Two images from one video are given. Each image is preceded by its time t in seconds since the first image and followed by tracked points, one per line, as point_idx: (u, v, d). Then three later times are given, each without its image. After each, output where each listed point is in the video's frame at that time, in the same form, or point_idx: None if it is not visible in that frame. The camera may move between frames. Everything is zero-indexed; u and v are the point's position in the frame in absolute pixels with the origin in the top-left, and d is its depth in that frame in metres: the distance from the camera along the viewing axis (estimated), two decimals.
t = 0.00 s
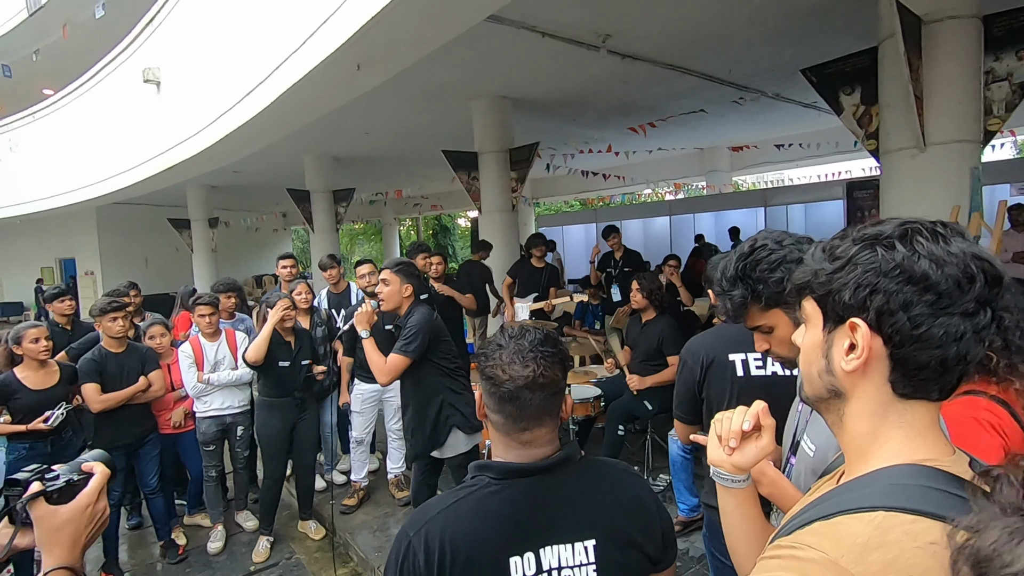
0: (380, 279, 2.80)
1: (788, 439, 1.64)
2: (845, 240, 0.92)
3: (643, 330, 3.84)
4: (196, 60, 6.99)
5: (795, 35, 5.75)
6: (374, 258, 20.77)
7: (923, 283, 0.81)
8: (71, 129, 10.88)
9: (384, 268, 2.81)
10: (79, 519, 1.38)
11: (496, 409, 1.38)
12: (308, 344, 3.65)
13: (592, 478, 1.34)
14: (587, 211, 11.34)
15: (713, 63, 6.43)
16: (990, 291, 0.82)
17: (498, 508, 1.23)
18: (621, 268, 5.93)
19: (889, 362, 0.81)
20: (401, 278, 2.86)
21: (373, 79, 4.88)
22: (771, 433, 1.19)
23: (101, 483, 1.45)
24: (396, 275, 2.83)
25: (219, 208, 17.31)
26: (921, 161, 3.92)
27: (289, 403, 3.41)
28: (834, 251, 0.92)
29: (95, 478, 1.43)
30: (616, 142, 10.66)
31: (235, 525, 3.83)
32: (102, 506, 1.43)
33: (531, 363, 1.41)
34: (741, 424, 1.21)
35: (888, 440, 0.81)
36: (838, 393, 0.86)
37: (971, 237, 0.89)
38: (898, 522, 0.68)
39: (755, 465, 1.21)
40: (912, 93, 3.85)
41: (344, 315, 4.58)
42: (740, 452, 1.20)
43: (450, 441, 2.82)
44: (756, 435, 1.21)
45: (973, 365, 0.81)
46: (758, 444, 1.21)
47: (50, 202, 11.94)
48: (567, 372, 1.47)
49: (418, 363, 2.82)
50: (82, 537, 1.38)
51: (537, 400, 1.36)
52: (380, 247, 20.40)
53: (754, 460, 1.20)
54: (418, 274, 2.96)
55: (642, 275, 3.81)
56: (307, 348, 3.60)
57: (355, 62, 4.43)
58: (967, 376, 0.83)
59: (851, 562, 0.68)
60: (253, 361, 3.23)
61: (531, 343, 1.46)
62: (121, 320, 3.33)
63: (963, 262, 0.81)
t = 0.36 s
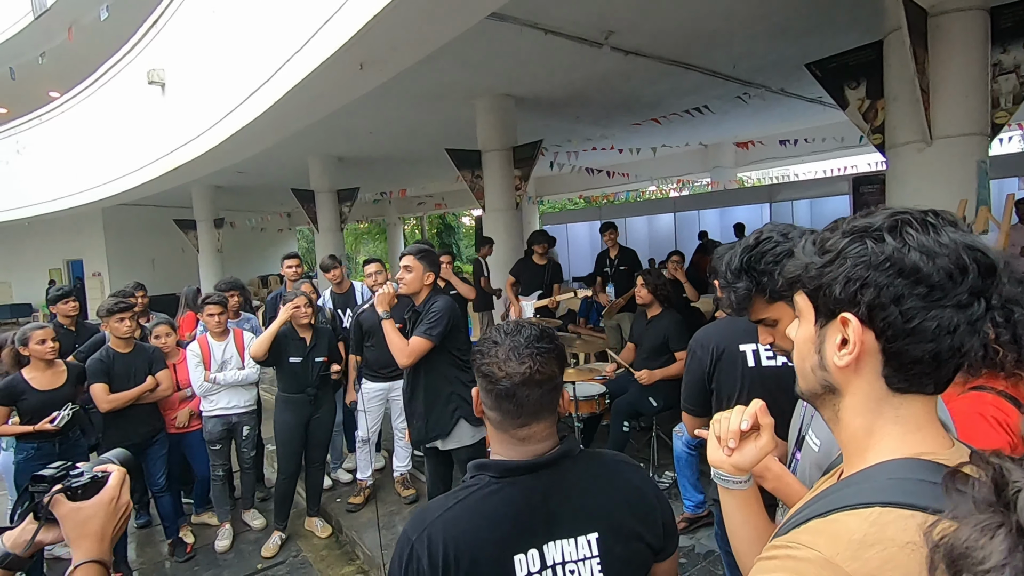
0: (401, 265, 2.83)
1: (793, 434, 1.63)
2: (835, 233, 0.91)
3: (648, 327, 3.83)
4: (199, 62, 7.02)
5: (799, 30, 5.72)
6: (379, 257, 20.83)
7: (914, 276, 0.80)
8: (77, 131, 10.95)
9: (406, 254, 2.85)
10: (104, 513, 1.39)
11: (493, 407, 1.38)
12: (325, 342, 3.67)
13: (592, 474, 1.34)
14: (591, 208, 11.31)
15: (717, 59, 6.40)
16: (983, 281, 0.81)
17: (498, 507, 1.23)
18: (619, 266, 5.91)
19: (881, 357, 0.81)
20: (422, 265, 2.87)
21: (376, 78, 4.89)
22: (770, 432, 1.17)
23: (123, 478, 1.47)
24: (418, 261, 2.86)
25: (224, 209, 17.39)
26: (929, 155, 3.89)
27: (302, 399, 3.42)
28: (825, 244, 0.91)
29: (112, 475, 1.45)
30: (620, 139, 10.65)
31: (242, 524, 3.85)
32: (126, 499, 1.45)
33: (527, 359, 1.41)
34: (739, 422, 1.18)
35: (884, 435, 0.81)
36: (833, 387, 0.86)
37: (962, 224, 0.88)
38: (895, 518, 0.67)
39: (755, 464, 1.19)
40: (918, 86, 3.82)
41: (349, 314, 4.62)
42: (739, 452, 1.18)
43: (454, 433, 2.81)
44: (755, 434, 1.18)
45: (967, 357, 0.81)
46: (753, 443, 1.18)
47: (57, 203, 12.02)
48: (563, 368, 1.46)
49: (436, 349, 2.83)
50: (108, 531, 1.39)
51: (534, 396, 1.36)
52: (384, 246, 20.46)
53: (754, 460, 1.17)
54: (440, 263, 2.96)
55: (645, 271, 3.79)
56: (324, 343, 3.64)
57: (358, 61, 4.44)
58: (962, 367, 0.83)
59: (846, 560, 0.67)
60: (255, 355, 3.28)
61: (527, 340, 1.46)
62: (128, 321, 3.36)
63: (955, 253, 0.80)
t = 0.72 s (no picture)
0: (446, 261, 2.85)
1: (794, 429, 1.63)
2: (801, 228, 0.90)
3: (650, 324, 3.83)
4: (201, 63, 7.04)
5: (801, 25, 5.69)
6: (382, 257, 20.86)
7: (885, 271, 0.79)
8: (80, 133, 11.00)
9: (451, 250, 2.87)
10: (135, 509, 1.40)
11: (487, 404, 1.38)
12: (331, 339, 3.67)
13: (588, 471, 1.34)
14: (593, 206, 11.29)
15: (718, 55, 6.38)
16: (952, 271, 0.81)
17: (496, 502, 1.24)
18: (624, 263, 5.90)
19: (857, 353, 0.82)
20: (466, 262, 2.91)
21: (377, 77, 4.89)
22: (757, 431, 1.15)
23: (152, 475, 1.48)
24: (463, 258, 2.89)
25: (227, 210, 17.44)
26: (933, 149, 3.86)
27: (304, 398, 3.45)
28: (792, 239, 0.90)
29: (144, 472, 1.45)
30: (621, 137, 10.63)
31: (246, 523, 3.87)
32: (156, 494, 1.45)
33: (516, 354, 1.41)
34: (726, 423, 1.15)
35: (861, 430, 0.82)
36: (808, 386, 0.86)
37: (926, 212, 0.88)
38: (863, 513, 0.67)
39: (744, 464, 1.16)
40: (921, 81, 3.79)
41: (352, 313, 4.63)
42: (727, 454, 1.16)
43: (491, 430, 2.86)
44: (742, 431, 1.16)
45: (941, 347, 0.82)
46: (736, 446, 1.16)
47: (61, 205, 12.06)
48: (552, 360, 1.47)
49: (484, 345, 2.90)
50: (140, 525, 1.40)
51: (527, 388, 1.37)
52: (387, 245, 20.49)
53: (742, 462, 1.15)
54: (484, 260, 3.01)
55: (647, 268, 3.80)
56: (328, 341, 3.64)
57: (359, 60, 4.43)
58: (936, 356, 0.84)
59: (810, 555, 0.67)
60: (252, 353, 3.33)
61: (513, 336, 1.46)
62: (131, 322, 3.38)
63: (922, 246, 0.80)
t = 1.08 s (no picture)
0: (473, 265, 2.86)
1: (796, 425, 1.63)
2: (783, 227, 0.89)
3: (653, 321, 3.83)
4: (202, 63, 7.05)
5: (802, 21, 5.67)
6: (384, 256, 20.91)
7: (877, 271, 0.80)
8: (82, 134, 11.02)
9: (476, 252, 2.87)
10: (169, 502, 1.41)
11: (498, 397, 1.38)
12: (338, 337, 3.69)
13: (587, 467, 1.34)
14: (595, 204, 11.28)
15: (719, 52, 6.37)
16: (938, 265, 0.83)
17: (496, 498, 1.24)
18: (629, 260, 5.89)
19: (846, 355, 0.82)
20: (492, 264, 2.91)
21: (377, 76, 4.89)
22: (739, 434, 1.13)
23: (185, 470, 1.48)
24: (488, 261, 2.89)
25: (229, 210, 17.49)
26: (935, 144, 3.84)
27: (315, 396, 3.46)
28: (774, 239, 0.89)
29: (175, 467, 1.45)
30: (622, 134, 10.62)
31: (250, 522, 3.88)
32: (189, 490, 1.46)
33: (534, 353, 1.41)
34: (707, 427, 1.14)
35: (848, 432, 0.82)
36: (794, 390, 0.86)
37: (903, 206, 0.89)
38: (844, 516, 0.68)
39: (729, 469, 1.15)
40: (923, 75, 3.78)
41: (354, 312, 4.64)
42: (712, 458, 1.14)
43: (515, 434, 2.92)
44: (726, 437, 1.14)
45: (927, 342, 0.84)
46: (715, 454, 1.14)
47: (64, 206, 12.10)
48: (568, 363, 1.47)
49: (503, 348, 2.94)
50: (170, 519, 1.41)
51: (539, 388, 1.37)
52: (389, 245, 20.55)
53: (726, 465, 1.14)
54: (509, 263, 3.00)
55: (650, 265, 3.80)
56: (336, 341, 3.65)
57: (359, 59, 4.44)
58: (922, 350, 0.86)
59: (792, 562, 0.68)
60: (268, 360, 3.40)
61: (534, 334, 1.47)
62: (135, 322, 3.39)
63: (910, 243, 0.81)
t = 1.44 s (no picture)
0: (458, 265, 2.86)
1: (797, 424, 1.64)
2: (768, 229, 0.90)
3: (655, 320, 3.83)
4: (204, 64, 7.07)
5: (803, 19, 5.67)
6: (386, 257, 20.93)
7: (864, 270, 0.81)
8: (85, 136, 11.06)
9: (463, 254, 2.87)
10: (189, 500, 1.43)
11: (500, 400, 1.38)
12: (339, 338, 3.75)
13: (590, 463, 1.34)
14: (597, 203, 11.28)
15: (721, 50, 6.37)
16: (921, 262, 0.85)
17: (502, 494, 1.24)
18: (632, 259, 5.88)
19: (837, 356, 0.82)
20: (478, 266, 2.89)
21: (378, 77, 4.90)
22: (728, 438, 1.14)
23: (204, 468, 1.51)
24: (475, 262, 2.88)
25: (232, 211, 17.53)
26: (937, 142, 3.85)
27: (322, 394, 3.49)
28: (758, 242, 0.89)
29: (195, 464, 1.48)
30: (624, 133, 10.61)
31: (254, 522, 3.89)
32: (208, 487, 1.49)
33: (529, 349, 1.44)
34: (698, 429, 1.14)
35: (839, 436, 0.82)
36: (785, 394, 0.87)
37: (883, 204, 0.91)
38: (841, 522, 0.68)
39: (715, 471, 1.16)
40: (925, 73, 3.78)
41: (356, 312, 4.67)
42: (700, 460, 1.15)
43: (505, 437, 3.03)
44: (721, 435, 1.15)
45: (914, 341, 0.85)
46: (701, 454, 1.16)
47: (68, 208, 12.14)
48: (559, 353, 1.52)
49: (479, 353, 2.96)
50: (189, 516, 1.43)
51: (540, 382, 1.40)
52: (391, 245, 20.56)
53: (715, 467, 1.15)
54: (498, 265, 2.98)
55: (653, 264, 3.81)
56: (339, 340, 3.71)
57: (361, 60, 4.45)
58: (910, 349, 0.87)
59: (787, 568, 0.68)
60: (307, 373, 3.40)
61: (523, 331, 1.49)
62: (138, 323, 3.40)
63: (895, 241, 0.83)
